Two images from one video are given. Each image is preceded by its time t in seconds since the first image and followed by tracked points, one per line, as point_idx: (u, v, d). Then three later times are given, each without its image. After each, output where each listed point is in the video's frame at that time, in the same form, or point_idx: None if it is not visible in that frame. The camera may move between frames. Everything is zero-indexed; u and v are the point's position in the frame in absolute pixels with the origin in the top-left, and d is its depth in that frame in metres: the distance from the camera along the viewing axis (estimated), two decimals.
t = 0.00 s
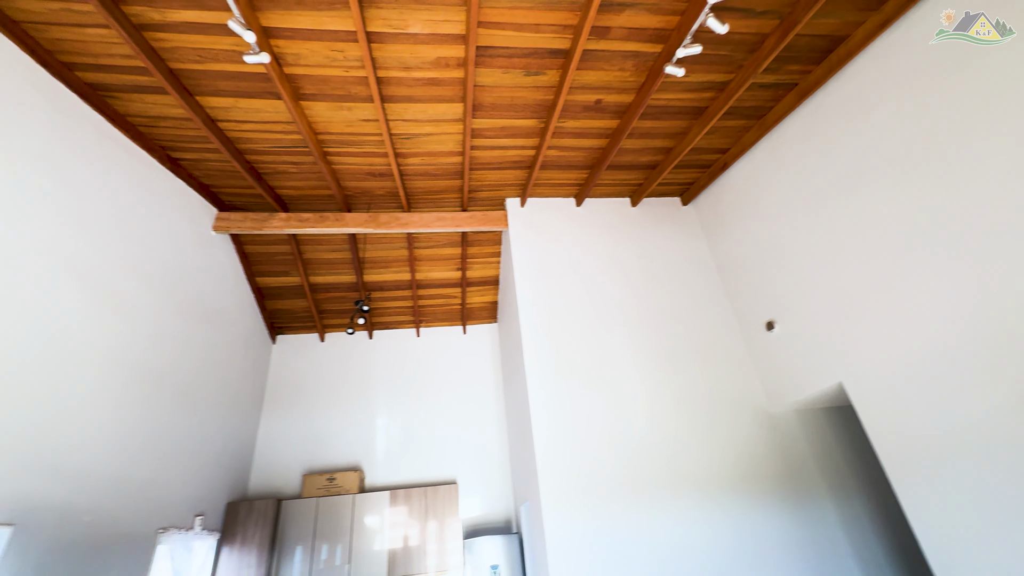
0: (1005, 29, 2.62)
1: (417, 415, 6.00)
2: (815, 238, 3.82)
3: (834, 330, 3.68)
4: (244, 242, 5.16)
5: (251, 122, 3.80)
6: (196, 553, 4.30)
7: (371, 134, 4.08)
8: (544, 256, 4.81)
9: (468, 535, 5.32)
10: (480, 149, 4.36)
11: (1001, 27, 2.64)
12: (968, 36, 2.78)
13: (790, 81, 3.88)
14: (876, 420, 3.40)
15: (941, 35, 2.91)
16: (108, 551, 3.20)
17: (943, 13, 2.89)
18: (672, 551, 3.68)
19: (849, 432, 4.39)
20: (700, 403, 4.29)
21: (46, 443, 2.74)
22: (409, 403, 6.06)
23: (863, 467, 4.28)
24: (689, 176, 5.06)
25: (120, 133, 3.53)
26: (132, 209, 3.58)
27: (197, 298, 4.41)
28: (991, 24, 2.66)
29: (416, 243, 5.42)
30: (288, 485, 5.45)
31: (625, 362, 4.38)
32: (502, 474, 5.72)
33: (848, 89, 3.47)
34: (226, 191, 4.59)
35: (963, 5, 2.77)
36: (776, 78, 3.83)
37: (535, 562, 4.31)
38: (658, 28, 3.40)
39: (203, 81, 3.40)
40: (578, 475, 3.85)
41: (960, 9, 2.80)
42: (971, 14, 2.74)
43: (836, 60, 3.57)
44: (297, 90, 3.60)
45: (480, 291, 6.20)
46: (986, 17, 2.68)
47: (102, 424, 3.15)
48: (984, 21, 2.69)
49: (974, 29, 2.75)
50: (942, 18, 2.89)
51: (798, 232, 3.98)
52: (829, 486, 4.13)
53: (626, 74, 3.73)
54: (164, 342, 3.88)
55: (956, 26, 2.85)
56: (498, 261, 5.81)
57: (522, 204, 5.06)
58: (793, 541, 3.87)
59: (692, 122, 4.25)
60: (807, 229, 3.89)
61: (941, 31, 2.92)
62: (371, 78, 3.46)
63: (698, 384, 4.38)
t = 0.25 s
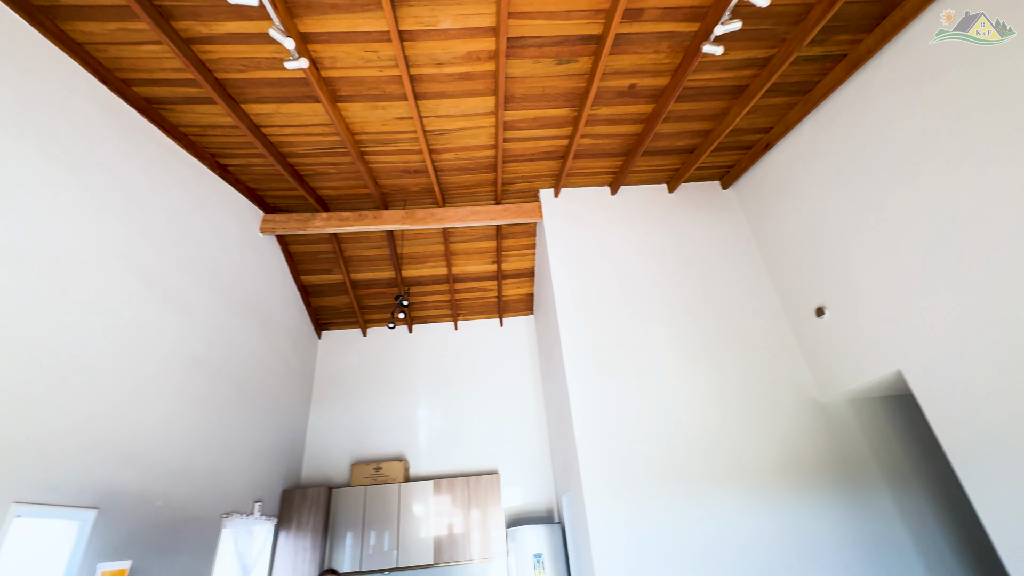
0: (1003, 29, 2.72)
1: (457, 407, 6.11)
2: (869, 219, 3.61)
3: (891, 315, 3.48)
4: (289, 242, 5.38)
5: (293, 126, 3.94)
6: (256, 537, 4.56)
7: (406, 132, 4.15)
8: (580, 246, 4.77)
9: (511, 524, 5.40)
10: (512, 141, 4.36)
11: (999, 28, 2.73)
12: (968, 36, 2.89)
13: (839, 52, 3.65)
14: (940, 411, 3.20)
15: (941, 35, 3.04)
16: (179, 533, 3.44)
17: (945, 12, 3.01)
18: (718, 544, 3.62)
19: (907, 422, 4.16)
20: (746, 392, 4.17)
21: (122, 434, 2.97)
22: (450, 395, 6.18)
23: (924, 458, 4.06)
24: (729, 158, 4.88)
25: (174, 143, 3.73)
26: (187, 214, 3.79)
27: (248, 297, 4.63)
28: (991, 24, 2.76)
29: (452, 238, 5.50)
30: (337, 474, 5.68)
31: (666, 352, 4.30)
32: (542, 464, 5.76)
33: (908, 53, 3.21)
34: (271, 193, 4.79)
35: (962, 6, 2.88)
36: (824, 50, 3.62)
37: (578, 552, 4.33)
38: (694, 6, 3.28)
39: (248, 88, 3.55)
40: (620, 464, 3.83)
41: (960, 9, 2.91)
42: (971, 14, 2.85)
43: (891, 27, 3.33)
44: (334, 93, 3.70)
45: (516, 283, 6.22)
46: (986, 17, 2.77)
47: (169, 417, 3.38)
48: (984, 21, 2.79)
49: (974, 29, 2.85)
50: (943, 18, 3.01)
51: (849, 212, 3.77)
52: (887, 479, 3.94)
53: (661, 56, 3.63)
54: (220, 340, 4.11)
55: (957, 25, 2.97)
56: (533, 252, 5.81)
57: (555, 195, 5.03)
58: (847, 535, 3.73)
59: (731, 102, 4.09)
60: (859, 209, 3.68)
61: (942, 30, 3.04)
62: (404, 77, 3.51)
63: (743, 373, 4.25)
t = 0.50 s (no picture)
0: (1000, 30, 2.84)
1: (493, 395, 6.19)
2: (925, 194, 3.38)
3: (951, 297, 3.27)
4: (328, 238, 5.55)
5: (328, 124, 4.04)
6: (307, 519, 4.79)
7: (437, 124, 4.18)
8: (614, 233, 4.70)
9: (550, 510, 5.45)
10: (543, 129, 4.32)
11: (998, 28, 2.84)
12: (967, 36, 3.02)
13: (891, 17, 3.42)
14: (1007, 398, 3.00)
15: (942, 35, 3.17)
16: (238, 514, 3.66)
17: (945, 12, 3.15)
18: (763, 534, 3.54)
19: (969, 411, 3.92)
20: (790, 378, 4.03)
21: (182, 421, 3.17)
22: (486, 384, 6.27)
23: (989, 449, 3.82)
24: (770, 137, 4.66)
25: (220, 146, 3.91)
26: (233, 214, 3.97)
27: (292, 291, 4.83)
28: (990, 24, 2.87)
29: (485, 229, 5.53)
30: (380, 460, 5.88)
31: (705, 339, 4.20)
32: (580, 452, 5.78)
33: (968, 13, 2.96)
34: (309, 191, 4.95)
35: (962, 7, 3.02)
36: (874, 16, 3.40)
37: (618, 539, 4.33)
38: None
39: (286, 89, 3.66)
40: (659, 453, 3.79)
41: (961, 10, 3.04)
42: (972, 15, 2.97)
43: None
44: (367, 89, 3.77)
45: (549, 272, 6.21)
46: (986, 17, 2.89)
47: (224, 406, 3.59)
48: (983, 22, 2.91)
49: (973, 30, 2.98)
50: (944, 18, 3.15)
51: (902, 188, 3.54)
52: (947, 470, 3.74)
53: (697, 33, 3.50)
54: (268, 333, 4.31)
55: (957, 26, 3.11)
56: (566, 241, 5.78)
57: (587, 182, 4.96)
58: (903, 528, 3.57)
59: (772, 78, 3.91)
60: (913, 184, 3.46)
61: (942, 30, 3.18)
62: (435, 69, 3.53)
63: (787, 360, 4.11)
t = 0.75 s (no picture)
0: (1000, 30, 3.03)
1: (530, 380, 6.25)
2: (991, 163, 3.15)
3: None
4: (366, 227, 5.70)
5: (364, 115, 4.11)
6: (355, 497, 4.99)
7: (470, 110, 4.19)
8: (651, 214, 4.59)
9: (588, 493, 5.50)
10: (576, 110, 4.25)
11: (997, 29, 3.05)
12: (968, 35, 3.23)
13: None
14: None
15: (943, 34, 3.36)
16: (292, 491, 3.88)
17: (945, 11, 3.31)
18: (811, 520, 3.44)
19: None
20: (840, 361, 3.86)
21: (239, 403, 3.37)
22: (523, 369, 6.32)
23: None
24: (818, 107, 4.41)
25: (263, 141, 4.06)
26: (277, 206, 4.13)
27: (334, 280, 5.00)
28: (990, 24, 3.07)
29: (519, 214, 5.53)
30: (422, 442, 6.06)
31: (748, 321, 4.07)
32: (618, 436, 5.77)
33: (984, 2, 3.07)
34: (348, 182, 5.08)
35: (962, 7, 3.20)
36: None
37: (658, 522, 4.32)
38: None
39: (323, 83, 3.75)
40: (701, 437, 3.72)
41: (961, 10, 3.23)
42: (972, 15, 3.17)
43: None
44: (401, 78, 3.81)
45: (584, 256, 6.15)
46: (986, 18, 3.09)
47: (276, 390, 3.78)
48: (983, 22, 3.11)
49: (973, 29, 3.19)
50: (943, 18, 3.33)
51: (966, 156, 3.30)
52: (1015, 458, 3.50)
53: None
54: (313, 320, 4.49)
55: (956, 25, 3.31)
56: (600, 224, 5.70)
57: (622, 163, 4.85)
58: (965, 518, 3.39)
59: (821, 43, 3.67)
60: (976, 152, 3.23)
61: (943, 29, 3.37)
62: (467, 54, 3.52)
63: (837, 342, 3.93)
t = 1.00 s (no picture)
0: (1000, 30, 3.18)
1: (563, 362, 6.26)
2: None
3: None
4: (398, 213, 5.79)
5: (394, 101, 4.15)
6: (395, 474, 5.22)
7: (498, 92, 4.15)
8: (686, 192, 4.46)
9: (623, 473, 5.51)
10: (607, 87, 4.15)
11: (997, 29, 3.19)
12: (969, 35, 3.38)
13: None
14: None
15: (943, 34, 3.51)
16: (336, 467, 4.07)
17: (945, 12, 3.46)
18: (856, 505, 3.33)
19: None
20: (889, 341, 3.69)
21: (284, 384, 3.53)
22: (555, 351, 6.34)
23: None
24: (868, 73, 4.13)
25: (298, 131, 4.16)
26: (313, 194, 4.24)
27: (369, 265, 5.12)
28: (991, 24, 3.22)
29: (549, 196, 5.49)
30: (457, 423, 6.21)
31: (789, 300, 3.93)
32: (652, 418, 5.73)
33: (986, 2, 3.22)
34: (380, 168, 5.15)
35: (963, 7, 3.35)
36: None
37: (694, 504, 4.29)
38: None
39: (353, 70, 3.79)
40: (740, 418, 3.63)
41: (961, 11, 3.38)
42: (972, 15, 3.32)
43: None
44: (429, 62, 3.81)
45: (616, 237, 6.05)
46: (986, 18, 3.24)
47: (318, 372, 3.94)
48: (983, 22, 3.27)
49: (973, 29, 3.35)
50: (944, 18, 3.48)
51: None
52: None
53: None
54: (350, 304, 4.64)
55: (956, 26, 3.47)
56: (633, 204, 5.58)
57: (655, 139, 4.71)
58: None
59: (872, 2, 3.43)
60: None
61: (943, 30, 3.53)
62: (494, 34, 3.48)
63: (886, 322, 3.74)
